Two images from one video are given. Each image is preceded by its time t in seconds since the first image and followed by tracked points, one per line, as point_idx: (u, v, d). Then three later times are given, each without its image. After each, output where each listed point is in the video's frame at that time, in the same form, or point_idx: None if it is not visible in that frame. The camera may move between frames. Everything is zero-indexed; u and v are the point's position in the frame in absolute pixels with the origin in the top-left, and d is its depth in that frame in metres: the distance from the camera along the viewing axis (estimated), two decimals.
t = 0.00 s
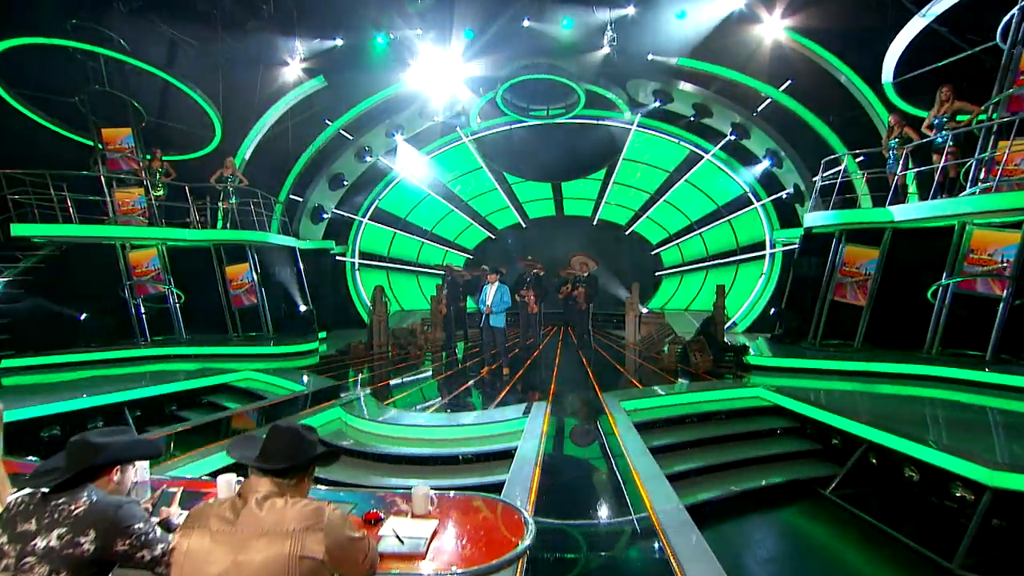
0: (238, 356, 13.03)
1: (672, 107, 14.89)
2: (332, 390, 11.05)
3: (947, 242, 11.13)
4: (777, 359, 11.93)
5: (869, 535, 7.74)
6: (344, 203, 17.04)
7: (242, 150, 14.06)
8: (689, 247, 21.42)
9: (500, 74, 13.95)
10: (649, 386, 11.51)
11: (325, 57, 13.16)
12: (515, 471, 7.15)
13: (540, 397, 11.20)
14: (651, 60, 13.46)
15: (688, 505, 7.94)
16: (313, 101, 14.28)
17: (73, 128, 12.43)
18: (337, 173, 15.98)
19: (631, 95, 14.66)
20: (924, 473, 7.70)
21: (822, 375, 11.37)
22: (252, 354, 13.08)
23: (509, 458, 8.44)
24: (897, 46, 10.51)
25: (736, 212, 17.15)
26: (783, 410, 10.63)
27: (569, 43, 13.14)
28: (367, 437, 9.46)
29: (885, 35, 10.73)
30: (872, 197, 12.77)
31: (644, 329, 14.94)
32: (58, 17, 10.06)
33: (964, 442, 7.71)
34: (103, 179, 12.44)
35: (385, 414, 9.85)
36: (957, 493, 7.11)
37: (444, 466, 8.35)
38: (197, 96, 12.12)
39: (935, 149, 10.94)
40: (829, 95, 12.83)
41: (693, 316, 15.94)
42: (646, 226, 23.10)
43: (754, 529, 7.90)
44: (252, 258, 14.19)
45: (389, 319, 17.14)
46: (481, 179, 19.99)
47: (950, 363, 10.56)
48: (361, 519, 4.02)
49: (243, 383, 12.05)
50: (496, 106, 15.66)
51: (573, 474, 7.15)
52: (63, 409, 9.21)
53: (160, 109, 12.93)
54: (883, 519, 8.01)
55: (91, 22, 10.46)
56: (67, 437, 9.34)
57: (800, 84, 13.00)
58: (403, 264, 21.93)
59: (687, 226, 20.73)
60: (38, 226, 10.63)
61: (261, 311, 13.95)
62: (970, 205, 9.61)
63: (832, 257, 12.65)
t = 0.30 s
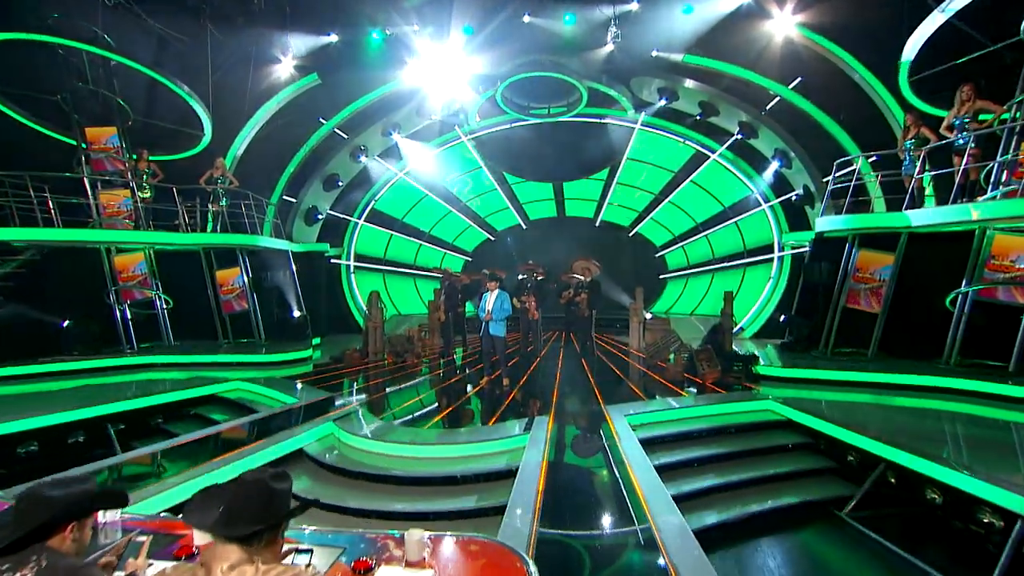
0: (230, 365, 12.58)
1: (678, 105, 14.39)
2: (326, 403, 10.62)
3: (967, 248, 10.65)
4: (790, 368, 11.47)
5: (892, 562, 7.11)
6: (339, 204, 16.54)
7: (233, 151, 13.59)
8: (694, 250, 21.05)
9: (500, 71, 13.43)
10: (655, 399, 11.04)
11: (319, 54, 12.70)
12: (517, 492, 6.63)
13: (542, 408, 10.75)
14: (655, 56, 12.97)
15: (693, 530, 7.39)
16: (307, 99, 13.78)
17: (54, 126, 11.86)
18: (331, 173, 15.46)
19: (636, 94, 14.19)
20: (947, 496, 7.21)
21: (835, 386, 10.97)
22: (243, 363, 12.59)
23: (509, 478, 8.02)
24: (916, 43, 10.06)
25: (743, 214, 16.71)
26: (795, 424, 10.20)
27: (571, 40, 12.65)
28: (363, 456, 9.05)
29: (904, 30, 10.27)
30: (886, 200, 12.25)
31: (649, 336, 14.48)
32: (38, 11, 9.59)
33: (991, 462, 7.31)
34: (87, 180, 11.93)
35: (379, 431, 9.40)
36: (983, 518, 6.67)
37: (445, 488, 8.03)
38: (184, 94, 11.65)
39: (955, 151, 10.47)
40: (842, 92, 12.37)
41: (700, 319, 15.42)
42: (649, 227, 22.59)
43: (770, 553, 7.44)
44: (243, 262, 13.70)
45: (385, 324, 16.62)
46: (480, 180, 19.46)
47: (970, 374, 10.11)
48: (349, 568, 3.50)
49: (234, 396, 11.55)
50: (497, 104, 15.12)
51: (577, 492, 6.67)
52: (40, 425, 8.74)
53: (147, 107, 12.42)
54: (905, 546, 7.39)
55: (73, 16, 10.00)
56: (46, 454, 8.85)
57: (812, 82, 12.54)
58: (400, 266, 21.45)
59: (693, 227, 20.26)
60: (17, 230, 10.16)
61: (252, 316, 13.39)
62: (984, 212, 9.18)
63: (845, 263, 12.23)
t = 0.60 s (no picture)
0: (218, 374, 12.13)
1: (683, 103, 13.88)
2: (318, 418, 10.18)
3: (988, 254, 10.21)
4: (800, 381, 11.03)
5: None
6: (334, 205, 16.05)
7: (222, 151, 13.12)
8: (701, 253, 20.72)
9: (498, 69, 12.79)
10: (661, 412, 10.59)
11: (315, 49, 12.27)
12: (520, 510, 6.22)
13: (543, 421, 10.29)
14: (660, 53, 12.42)
15: (700, 554, 6.85)
16: (299, 97, 13.27)
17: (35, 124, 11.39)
18: (325, 173, 14.93)
19: (640, 92, 13.69)
20: (974, 521, 6.80)
21: (848, 398, 10.54)
22: (233, 372, 12.19)
23: (509, 501, 7.58)
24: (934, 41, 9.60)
25: (750, 216, 16.25)
26: (807, 439, 9.76)
27: (575, 36, 12.21)
28: (356, 476, 8.59)
29: (923, 25, 9.82)
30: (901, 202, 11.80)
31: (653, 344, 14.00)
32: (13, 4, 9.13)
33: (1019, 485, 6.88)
34: (68, 181, 11.44)
35: (373, 449, 8.95)
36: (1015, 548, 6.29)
37: (444, 509, 7.64)
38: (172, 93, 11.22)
39: (976, 153, 10.00)
40: (854, 91, 11.91)
41: (708, 325, 14.80)
42: (653, 228, 22.08)
43: None
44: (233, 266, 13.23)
45: (380, 330, 16.11)
46: (477, 181, 18.89)
47: (991, 388, 9.68)
48: None
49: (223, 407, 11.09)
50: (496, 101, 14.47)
51: (579, 518, 6.15)
52: (14, 442, 8.29)
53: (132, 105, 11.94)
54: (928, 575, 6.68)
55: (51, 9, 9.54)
56: (20, 472, 8.40)
57: (824, 79, 12.06)
58: (395, 269, 20.92)
59: (698, 228, 19.79)
60: None
61: (242, 322, 13.00)
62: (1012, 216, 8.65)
63: (858, 268, 11.61)
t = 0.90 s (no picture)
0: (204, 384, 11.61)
1: (688, 100, 13.35)
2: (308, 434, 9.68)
3: (1012, 261, 9.74)
4: (810, 393, 10.64)
5: None
6: (326, 205, 15.51)
7: (210, 150, 12.62)
8: (707, 255, 20.21)
9: (496, 65, 12.25)
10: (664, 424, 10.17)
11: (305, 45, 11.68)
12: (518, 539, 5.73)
13: (543, 435, 9.80)
14: (664, 49, 11.86)
15: None
16: (289, 93, 12.74)
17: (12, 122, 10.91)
18: (317, 172, 14.41)
19: (644, 88, 13.12)
20: (1003, 548, 6.27)
21: (863, 412, 10.08)
22: (219, 382, 11.69)
23: (507, 526, 7.10)
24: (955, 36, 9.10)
25: (758, 217, 15.74)
26: (821, 457, 9.28)
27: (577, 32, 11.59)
28: (345, 497, 8.11)
29: (942, 19, 9.33)
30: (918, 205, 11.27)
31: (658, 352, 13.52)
32: None
33: None
34: (46, 181, 10.90)
35: (364, 469, 8.46)
36: None
37: (435, 534, 7.15)
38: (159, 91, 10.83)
39: (1000, 153, 9.48)
40: (868, 89, 11.41)
41: (716, 332, 14.20)
42: (657, 229, 21.51)
43: None
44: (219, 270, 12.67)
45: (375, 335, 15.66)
46: (475, 180, 18.33)
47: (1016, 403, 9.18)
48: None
49: (208, 421, 10.57)
50: (494, 99, 13.90)
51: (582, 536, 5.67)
52: None
53: (113, 102, 11.42)
54: None
55: None
56: None
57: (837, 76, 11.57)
58: (390, 271, 20.40)
59: (704, 230, 19.28)
60: None
61: (230, 329, 12.37)
62: None
63: (872, 277, 11.14)
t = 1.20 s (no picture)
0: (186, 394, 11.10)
1: (693, 95, 12.81)
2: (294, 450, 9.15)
3: None
4: (820, 403, 10.22)
5: None
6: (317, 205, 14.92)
7: (194, 148, 12.07)
8: (712, 255, 19.70)
9: (494, 57, 11.68)
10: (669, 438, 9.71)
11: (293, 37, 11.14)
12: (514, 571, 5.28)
13: (543, 451, 9.28)
14: (668, 41, 11.29)
15: None
16: (277, 87, 12.18)
17: None
18: (307, 171, 13.77)
19: (647, 83, 12.58)
20: None
21: (878, 424, 9.65)
22: (203, 391, 11.19)
23: (505, 553, 6.61)
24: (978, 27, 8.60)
25: (765, 218, 15.20)
26: (836, 473, 8.79)
27: (577, 25, 11.20)
28: (332, 520, 7.62)
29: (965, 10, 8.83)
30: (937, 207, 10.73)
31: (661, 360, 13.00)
32: None
33: None
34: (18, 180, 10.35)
35: (353, 488, 7.95)
36: None
37: (425, 561, 6.65)
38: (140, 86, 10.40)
39: None
40: (882, 84, 10.92)
41: (723, 338, 13.61)
42: (661, 229, 20.96)
43: None
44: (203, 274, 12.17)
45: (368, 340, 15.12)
46: (471, 179, 17.71)
47: None
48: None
49: (190, 433, 10.04)
50: (491, 94, 13.32)
51: None
52: None
53: (89, 96, 10.86)
54: None
55: None
56: None
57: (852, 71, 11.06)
58: (384, 273, 19.80)
59: (709, 231, 18.78)
60: None
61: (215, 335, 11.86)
62: None
63: (887, 281, 10.65)
